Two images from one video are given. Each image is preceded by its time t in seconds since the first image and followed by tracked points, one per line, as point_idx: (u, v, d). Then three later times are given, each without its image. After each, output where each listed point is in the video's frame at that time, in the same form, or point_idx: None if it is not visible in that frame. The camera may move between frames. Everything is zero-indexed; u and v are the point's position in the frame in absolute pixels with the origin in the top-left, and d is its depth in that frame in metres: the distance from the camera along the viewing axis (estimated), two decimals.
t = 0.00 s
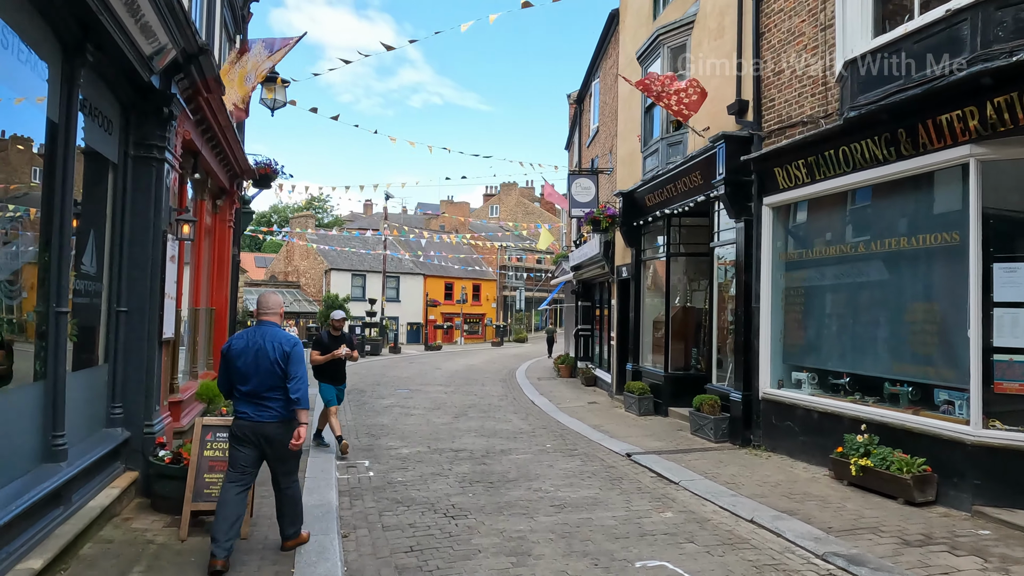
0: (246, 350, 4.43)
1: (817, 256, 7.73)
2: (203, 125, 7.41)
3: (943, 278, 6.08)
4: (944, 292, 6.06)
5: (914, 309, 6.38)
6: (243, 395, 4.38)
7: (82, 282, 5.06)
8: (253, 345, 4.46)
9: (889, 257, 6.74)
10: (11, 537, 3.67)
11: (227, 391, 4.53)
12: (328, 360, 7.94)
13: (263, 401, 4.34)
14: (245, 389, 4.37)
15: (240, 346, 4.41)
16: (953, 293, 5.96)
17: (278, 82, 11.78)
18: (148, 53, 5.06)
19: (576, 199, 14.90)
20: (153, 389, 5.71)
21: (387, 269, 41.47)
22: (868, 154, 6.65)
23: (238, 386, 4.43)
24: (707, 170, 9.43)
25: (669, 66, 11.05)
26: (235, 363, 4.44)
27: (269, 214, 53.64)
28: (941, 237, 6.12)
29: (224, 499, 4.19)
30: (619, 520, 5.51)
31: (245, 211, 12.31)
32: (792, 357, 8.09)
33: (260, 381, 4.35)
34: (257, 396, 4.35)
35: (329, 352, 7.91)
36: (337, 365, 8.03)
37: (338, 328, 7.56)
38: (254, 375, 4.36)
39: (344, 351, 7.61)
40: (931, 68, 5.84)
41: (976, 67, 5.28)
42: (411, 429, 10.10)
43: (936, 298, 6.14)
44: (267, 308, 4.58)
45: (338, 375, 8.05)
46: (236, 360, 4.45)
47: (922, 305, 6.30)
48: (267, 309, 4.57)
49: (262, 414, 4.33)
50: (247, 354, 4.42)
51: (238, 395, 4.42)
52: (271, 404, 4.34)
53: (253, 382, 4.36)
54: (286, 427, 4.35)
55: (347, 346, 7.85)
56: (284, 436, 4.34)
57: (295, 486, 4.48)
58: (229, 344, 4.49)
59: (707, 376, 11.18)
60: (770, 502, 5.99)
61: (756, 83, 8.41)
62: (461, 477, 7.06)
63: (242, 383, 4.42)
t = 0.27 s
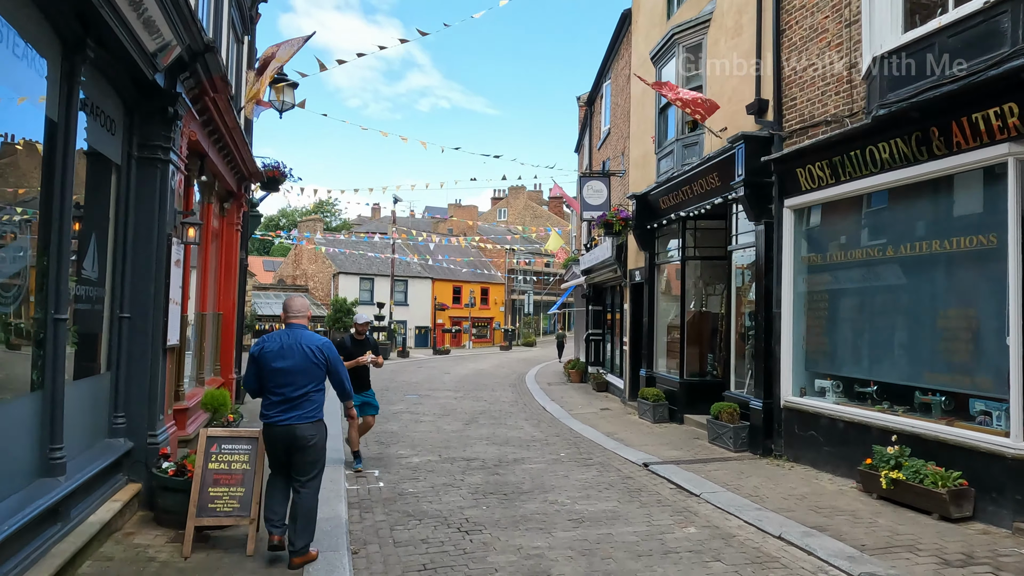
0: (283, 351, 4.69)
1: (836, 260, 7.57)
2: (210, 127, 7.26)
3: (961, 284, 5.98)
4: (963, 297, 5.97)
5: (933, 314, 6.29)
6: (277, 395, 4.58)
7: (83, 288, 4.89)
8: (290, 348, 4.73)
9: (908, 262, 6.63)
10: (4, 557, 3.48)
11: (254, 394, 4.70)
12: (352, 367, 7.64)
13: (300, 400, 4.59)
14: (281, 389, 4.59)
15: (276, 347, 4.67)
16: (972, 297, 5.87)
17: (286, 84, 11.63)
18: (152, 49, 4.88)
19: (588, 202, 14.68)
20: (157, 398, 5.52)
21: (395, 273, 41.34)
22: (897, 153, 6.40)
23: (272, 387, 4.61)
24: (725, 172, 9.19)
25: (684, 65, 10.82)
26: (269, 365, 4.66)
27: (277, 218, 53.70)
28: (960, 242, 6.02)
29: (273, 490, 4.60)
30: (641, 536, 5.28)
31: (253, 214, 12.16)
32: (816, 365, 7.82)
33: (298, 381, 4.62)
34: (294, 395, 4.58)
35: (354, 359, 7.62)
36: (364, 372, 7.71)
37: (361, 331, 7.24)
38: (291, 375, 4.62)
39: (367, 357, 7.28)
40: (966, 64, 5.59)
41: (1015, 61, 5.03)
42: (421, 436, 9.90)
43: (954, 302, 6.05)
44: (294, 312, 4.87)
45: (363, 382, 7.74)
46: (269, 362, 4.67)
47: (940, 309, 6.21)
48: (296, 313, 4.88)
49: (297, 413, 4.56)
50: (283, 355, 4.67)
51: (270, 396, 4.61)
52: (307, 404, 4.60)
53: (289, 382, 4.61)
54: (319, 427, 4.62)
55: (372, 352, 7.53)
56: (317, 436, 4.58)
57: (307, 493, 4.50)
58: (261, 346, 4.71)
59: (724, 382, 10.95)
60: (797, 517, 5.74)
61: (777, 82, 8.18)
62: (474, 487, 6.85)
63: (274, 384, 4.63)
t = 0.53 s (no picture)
0: (295, 360, 4.76)
1: (855, 262, 7.31)
2: (213, 124, 7.06)
3: (980, 287, 5.87)
4: (981, 300, 5.86)
5: (948, 318, 6.17)
6: (291, 403, 4.68)
7: (78, 289, 4.69)
8: (307, 357, 4.82)
9: (921, 264, 6.50)
10: None
11: (268, 402, 4.78)
12: (371, 375, 6.92)
13: (314, 409, 4.69)
14: (294, 398, 4.68)
15: (289, 357, 4.74)
16: (1000, 298, 5.68)
17: (292, 83, 11.45)
18: (151, 40, 4.67)
19: (597, 203, 14.46)
20: (156, 404, 5.30)
21: (401, 275, 41.17)
22: (925, 150, 6.14)
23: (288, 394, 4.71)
24: (741, 171, 8.94)
25: (697, 63, 10.60)
26: (282, 374, 4.74)
27: (283, 220, 53.65)
28: (977, 244, 5.93)
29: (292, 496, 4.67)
30: (661, 550, 5.03)
31: (258, 215, 11.96)
32: (837, 370, 7.52)
33: (311, 390, 4.71)
34: (307, 404, 4.68)
35: (374, 365, 6.93)
36: (384, 382, 7.00)
37: (387, 335, 6.58)
38: (305, 385, 4.72)
39: (392, 364, 6.63)
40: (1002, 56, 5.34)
41: None
42: (429, 442, 9.67)
43: (972, 308, 5.95)
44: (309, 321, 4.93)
45: (383, 393, 7.03)
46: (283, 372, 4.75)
47: (958, 313, 6.09)
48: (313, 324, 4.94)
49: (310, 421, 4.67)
50: (295, 365, 4.75)
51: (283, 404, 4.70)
52: (320, 412, 4.70)
53: (303, 391, 4.70)
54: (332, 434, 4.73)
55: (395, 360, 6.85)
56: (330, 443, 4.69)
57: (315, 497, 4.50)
58: (273, 355, 4.79)
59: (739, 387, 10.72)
60: (824, 530, 5.48)
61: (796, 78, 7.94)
62: (484, 497, 6.61)
63: (287, 393, 4.73)
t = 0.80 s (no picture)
0: (305, 357, 4.88)
1: (883, 263, 7.04)
2: (217, 120, 6.86)
3: (1016, 288, 5.63)
4: (1018, 302, 5.62)
5: (962, 319, 6.16)
6: (302, 399, 4.80)
7: (75, 289, 4.49)
8: (316, 355, 4.90)
9: (938, 264, 6.44)
10: None
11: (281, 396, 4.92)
12: (399, 378, 6.37)
13: (324, 403, 4.80)
14: (305, 393, 4.80)
15: (299, 354, 4.86)
16: None
17: (298, 79, 11.25)
18: (151, 29, 4.47)
19: (607, 202, 14.22)
20: (157, 409, 5.10)
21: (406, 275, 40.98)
22: (957, 145, 5.90)
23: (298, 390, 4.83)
24: (759, 168, 8.69)
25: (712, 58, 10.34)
26: (293, 370, 4.85)
27: (288, 220, 53.55)
28: (1013, 243, 5.69)
29: (299, 499, 4.66)
30: (685, 564, 4.80)
31: (263, 214, 11.76)
32: (863, 373, 7.25)
33: (321, 386, 4.81)
34: (318, 399, 4.79)
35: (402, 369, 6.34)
36: (414, 387, 6.42)
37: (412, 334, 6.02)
38: (315, 380, 4.82)
39: (419, 362, 6.12)
40: None
41: None
42: (437, 446, 9.46)
43: (989, 311, 5.91)
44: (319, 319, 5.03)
45: (414, 398, 6.40)
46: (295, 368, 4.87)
47: (975, 315, 6.06)
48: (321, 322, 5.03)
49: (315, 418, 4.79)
50: (305, 361, 4.86)
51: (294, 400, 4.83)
52: (330, 407, 4.80)
53: (312, 387, 4.81)
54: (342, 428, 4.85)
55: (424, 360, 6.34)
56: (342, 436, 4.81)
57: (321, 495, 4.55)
58: (285, 352, 4.92)
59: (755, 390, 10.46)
60: (854, 542, 5.24)
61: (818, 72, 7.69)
62: (497, 505, 6.39)
63: (299, 389, 4.85)
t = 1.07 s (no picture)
0: (326, 356, 4.84)
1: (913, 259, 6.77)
2: (224, 111, 6.66)
3: None
4: None
5: (996, 315, 5.92)
6: (321, 396, 4.74)
7: (76, 283, 4.28)
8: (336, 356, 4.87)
9: (970, 260, 6.18)
10: None
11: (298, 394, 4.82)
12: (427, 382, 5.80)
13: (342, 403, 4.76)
14: (324, 391, 4.74)
15: (321, 353, 4.83)
16: None
17: (305, 73, 11.05)
18: (155, 11, 4.29)
19: (618, 198, 13.97)
20: (162, 409, 4.90)
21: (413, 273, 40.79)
22: (994, 134, 5.64)
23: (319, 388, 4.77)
24: (780, 161, 8.44)
25: (729, 49, 10.09)
26: (313, 369, 4.80)
27: (294, 219, 53.45)
28: None
29: (313, 495, 4.50)
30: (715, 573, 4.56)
31: (270, 210, 11.56)
32: (892, 373, 6.99)
33: (341, 386, 4.77)
34: (339, 397, 4.75)
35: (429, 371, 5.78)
36: (444, 391, 5.83)
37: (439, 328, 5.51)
38: (336, 378, 4.78)
39: (444, 361, 5.53)
40: None
41: None
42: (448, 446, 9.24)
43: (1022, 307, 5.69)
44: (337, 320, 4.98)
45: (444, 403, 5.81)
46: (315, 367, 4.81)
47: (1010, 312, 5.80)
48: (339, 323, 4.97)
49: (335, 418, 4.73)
50: (326, 359, 4.83)
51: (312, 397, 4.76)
52: (349, 405, 4.78)
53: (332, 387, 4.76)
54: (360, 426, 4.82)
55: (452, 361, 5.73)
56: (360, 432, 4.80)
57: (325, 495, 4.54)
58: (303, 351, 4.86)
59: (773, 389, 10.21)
60: (890, 550, 5.00)
61: (843, 61, 7.44)
62: (513, 508, 6.16)
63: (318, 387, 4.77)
